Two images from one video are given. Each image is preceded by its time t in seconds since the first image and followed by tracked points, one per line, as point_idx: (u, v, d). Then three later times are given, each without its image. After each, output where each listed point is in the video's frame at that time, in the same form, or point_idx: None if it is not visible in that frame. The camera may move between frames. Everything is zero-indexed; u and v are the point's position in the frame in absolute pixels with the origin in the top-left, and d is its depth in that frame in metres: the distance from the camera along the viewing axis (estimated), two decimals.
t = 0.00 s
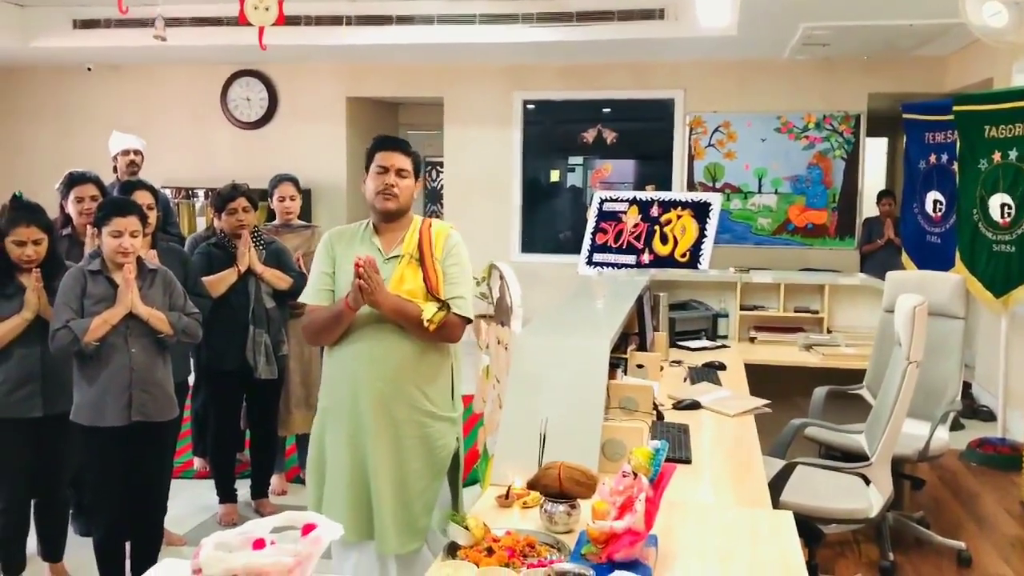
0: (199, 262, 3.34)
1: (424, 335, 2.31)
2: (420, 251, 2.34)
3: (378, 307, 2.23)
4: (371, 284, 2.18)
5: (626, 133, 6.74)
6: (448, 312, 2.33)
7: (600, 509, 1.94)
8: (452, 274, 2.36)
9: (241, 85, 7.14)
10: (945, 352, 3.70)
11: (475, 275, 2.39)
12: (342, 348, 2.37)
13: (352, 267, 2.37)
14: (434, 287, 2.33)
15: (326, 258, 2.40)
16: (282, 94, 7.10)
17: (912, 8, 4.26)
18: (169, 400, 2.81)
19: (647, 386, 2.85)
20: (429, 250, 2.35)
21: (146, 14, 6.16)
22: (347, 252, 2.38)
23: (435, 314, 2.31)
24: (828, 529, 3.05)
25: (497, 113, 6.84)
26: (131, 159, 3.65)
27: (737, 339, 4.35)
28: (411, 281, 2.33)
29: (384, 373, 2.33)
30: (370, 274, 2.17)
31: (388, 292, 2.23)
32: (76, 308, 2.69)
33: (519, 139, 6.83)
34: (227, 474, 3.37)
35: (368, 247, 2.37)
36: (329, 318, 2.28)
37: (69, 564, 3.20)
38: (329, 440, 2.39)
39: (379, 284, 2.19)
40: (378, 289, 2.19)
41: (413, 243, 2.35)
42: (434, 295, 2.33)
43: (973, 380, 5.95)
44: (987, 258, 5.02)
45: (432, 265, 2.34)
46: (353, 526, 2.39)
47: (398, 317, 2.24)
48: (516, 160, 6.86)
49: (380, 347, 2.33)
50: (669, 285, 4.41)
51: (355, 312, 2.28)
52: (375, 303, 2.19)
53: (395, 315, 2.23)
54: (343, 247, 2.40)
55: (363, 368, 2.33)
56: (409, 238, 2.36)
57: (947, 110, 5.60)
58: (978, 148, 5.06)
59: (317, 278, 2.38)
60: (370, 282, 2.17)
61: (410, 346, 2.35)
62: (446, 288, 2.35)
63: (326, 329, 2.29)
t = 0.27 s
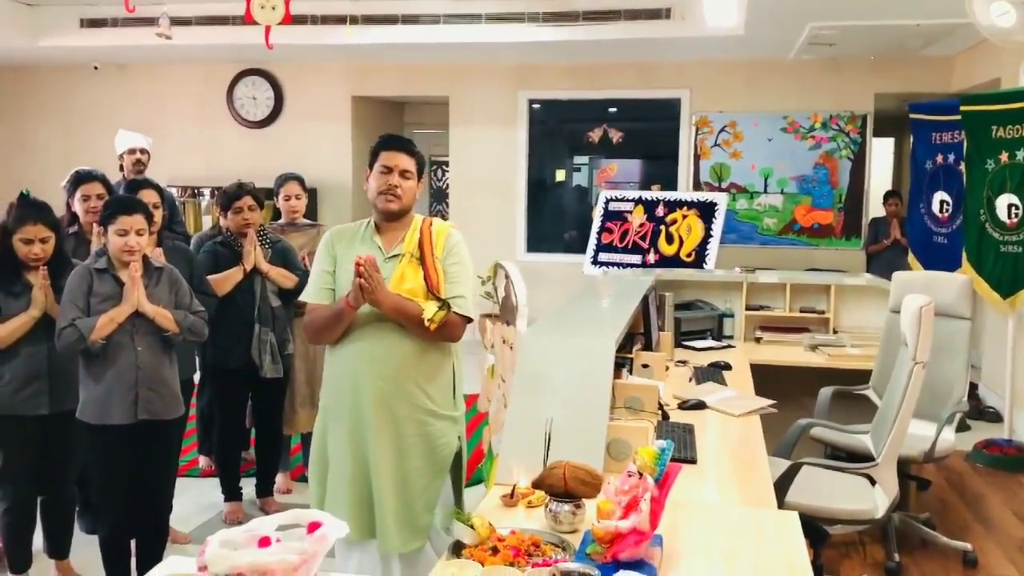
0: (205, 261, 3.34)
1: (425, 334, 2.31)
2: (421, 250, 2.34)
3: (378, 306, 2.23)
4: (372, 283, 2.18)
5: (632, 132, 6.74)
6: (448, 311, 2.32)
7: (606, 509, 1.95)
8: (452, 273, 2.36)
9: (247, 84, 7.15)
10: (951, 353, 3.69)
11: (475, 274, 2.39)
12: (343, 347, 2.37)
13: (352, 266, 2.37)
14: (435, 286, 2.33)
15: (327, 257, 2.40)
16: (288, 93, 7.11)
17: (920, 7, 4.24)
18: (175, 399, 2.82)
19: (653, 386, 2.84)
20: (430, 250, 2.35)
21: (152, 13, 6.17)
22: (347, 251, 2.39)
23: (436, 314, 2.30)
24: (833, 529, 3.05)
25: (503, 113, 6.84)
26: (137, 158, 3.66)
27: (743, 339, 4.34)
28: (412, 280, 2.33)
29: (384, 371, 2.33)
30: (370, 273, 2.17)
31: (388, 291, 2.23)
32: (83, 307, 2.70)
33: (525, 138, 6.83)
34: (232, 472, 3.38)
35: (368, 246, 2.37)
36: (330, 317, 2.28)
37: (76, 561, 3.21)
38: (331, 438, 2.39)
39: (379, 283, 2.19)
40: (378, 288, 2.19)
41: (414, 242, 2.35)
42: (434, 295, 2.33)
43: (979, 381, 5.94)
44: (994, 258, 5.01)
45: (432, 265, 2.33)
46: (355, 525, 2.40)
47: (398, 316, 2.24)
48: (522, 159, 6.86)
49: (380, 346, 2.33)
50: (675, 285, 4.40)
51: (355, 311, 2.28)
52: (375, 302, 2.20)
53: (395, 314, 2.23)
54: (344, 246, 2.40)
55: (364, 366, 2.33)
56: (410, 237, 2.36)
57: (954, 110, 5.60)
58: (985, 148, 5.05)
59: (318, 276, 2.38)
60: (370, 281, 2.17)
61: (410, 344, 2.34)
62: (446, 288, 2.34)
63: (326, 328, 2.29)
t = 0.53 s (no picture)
0: (213, 260, 3.35)
1: (428, 332, 2.31)
2: (423, 249, 2.34)
3: (382, 305, 2.24)
4: (375, 282, 2.18)
5: (639, 132, 6.74)
6: (451, 310, 2.32)
7: (612, 509, 1.94)
8: (455, 272, 2.36)
9: (254, 84, 7.16)
10: (959, 354, 3.67)
11: (477, 273, 2.39)
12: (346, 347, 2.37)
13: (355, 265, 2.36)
14: (437, 285, 2.33)
15: (329, 256, 2.39)
16: (295, 93, 7.12)
17: (929, 6, 4.23)
18: (181, 397, 2.83)
19: (659, 386, 2.84)
20: (433, 249, 2.35)
21: (160, 13, 6.19)
22: (348, 252, 2.38)
23: (438, 312, 2.30)
24: (840, 531, 3.03)
25: (510, 113, 6.84)
26: (145, 156, 3.67)
27: (750, 339, 4.33)
28: (414, 279, 2.33)
29: (387, 370, 2.33)
30: (374, 272, 2.17)
31: (392, 290, 2.24)
32: (91, 305, 2.70)
33: (531, 138, 6.83)
34: (238, 471, 3.39)
35: (371, 245, 2.37)
36: (332, 316, 2.28)
37: (83, 559, 3.22)
38: (334, 438, 2.39)
39: (383, 282, 2.20)
40: (381, 287, 2.19)
41: (417, 240, 2.35)
42: (436, 293, 2.33)
43: (987, 383, 5.92)
44: (1003, 259, 4.99)
45: (435, 264, 2.34)
46: (359, 524, 2.40)
47: (402, 315, 2.24)
48: (529, 159, 6.85)
49: (383, 345, 2.33)
50: (682, 285, 4.39)
51: (358, 310, 2.28)
52: (378, 302, 2.20)
53: (398, 314, 2.23)
54: (347, 245, 2.40)
55: (367, 365, 2.34)
56: (413, 236, 2.36)
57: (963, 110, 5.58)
58: (994, 149, 5.03)
59: (320, 275, 2.37)
60: (373, 280, 2.18)
61: (413, 343, 2.34)
62: (449, 287, 2.35)
63: (329, 327, 2.30)
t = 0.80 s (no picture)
0: (221, 259, 3.35)
1: (431, 327, 2.29)
2: (427, 247, 2.35)
3: (386, 299, 2.23)
4: (380, 274, 2.18)
5: (647, 132, 6.73)
6: (454, 306, 2.31)
7: (620, 509, 1.94)
8: (458, 270, 2.37)
9: (262, 84, 7.18)
10: (968, 354, 3.66)
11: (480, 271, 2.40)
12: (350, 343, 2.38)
13: (359, 261, 2.37)
14: (440, 282, 2.33)
15: (333, 253, 2.40)
16: (303, 93, 7.13)
17: (939, 5, 4.21)
18: (189, 396, 2.83)
19: (667, 386, 2.83)
20: (436, 246, 2.35)
21: (169, 12, 6.21)
22: (354, 248, 2.39)
23: (442, 307, 2.28)
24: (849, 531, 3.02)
25: (518, 112, 6.84)
26: (155, 156, 3.69)
27: (758, 339, 4.31)
28: (418, 277, 2.33)
29: (392, 369, 2.33)
30: (380, 263, 2.17)
31: (395, 284, 2.23)
32: (100, 304, 2.71)
33: (539, 138, 6.83)
34: (246, 470, 3.39)
35: (374, 242, 2.37)
36: (335, 308, 2.27)
37: (92, 557, 3.23)
38: (339, 437, 2.39)
39: (387, 274, 2.19)
40: (386, 280, 2.19)
41: (420, 239, 2.36)
42: (440, 290, 2.32)
43: (996, 383, 5.89)
44: (1013, 259, 4.98)
45: (438, 261, 2.34)
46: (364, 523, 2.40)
47: (405, 310, 2.24)
48: (536, 159, 6.85)
49: (387, 344, 2.33)
50: (689, 285, 4.39)
51: (361, 303, 2.26)
52: (383, 293, 2.20)
53: (401, 309, 2.22)
54: (351, 242, 2.41)
55: (371, 364, 2.33)
56: (416, 234, 2.36)
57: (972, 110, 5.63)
58: (1005, 148, 5.02)
59: (324, 272, 2.38)
60: (378, 271, 2.17)
61: (417, 341, 2.34)
62: (452, 284, 2.35)
63: (331, 321, 2.28)
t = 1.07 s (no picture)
0: (230, 258, 3.36)
1: (436, 325, 2.29)
2: (432, 244, 2.34)
3: (392, 297, 2.23)
4: (385, 271, 2.16)
5: (655, 131, 6.73)
6: (459, 304, 2.31)
7: (628, 509, 1.94)
8: (463, 267, 2.36)
9: (272, 83, 7.20)
10: (978, 354, 3.65)
11: (486, 269, 2.39)
12: (357, 340, 2.38)
13: (365, 257, 2.38)
14: (446, 279, 2.32)
15: (340, 250, 2.41)
16: (312, 92, 7.14)
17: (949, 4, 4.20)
18: (198, 394, 2.84)
19: (675, 385, 2.83)
20: (441, 244, 2.35)
21: (179, 12, 6.23)
22: (360, 242, 2.41)
23: (447, 305, 2.28)
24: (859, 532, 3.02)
25: (526, 111, 6.84)
26: (166, 156, 3.70)
27: (767, 339, 4.30)
28: (423, 275, 2.33)
29: (398, 367, 2.33)
30: (385, 261, 2.16)
31: (401, 281, 2.22)
32: (110, 303, 2.72)
33: (547, 138, 6.82)
34: (256, 468, 3.40)
35: (380, 240, 2.38)
36: (340, 306, 2.27)
37: (101, 555, 3.24)
38: (346, 433, 2.40)
39: (393, 271, 2.18)
40: (392, 277, 2.18)
41: (426, 236, 2.35)
42: (445, 288, 2.31)
43: (1006, 384, 5.87)
44: None
45: (443, 258, 2.34)
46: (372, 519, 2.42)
47: (411, 307, 2.23)
48: (545, 158, 6.85)
49: (394, 342, 2.33)
50: (698, 285, 4.38)
51: (366, 301, 2.26)
52: (388, 292, 2.19)
53: (408, 306, 2.22)
54: (357, 238, 2.42)
55: (377, 362, 2.34)
56: (422, 232, 2.36)
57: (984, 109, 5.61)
58: (1016, 148, 5.02)
59: (330, 269, 2.38)
60: (384, 268, 2.15)
61: (423, 338, 2.34)
62: (457, 281, 2.34)
63: (336, 318, 2.28)
